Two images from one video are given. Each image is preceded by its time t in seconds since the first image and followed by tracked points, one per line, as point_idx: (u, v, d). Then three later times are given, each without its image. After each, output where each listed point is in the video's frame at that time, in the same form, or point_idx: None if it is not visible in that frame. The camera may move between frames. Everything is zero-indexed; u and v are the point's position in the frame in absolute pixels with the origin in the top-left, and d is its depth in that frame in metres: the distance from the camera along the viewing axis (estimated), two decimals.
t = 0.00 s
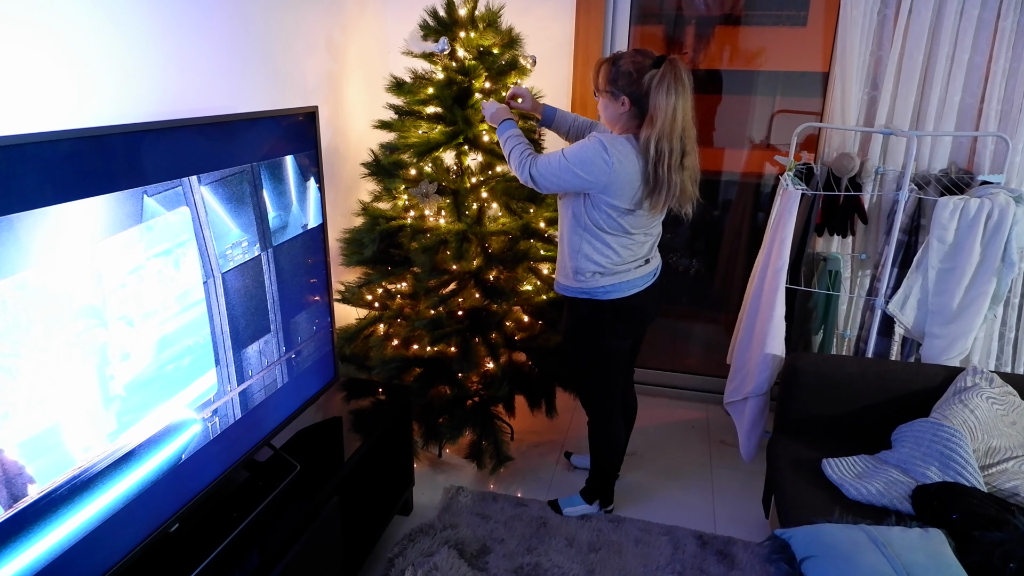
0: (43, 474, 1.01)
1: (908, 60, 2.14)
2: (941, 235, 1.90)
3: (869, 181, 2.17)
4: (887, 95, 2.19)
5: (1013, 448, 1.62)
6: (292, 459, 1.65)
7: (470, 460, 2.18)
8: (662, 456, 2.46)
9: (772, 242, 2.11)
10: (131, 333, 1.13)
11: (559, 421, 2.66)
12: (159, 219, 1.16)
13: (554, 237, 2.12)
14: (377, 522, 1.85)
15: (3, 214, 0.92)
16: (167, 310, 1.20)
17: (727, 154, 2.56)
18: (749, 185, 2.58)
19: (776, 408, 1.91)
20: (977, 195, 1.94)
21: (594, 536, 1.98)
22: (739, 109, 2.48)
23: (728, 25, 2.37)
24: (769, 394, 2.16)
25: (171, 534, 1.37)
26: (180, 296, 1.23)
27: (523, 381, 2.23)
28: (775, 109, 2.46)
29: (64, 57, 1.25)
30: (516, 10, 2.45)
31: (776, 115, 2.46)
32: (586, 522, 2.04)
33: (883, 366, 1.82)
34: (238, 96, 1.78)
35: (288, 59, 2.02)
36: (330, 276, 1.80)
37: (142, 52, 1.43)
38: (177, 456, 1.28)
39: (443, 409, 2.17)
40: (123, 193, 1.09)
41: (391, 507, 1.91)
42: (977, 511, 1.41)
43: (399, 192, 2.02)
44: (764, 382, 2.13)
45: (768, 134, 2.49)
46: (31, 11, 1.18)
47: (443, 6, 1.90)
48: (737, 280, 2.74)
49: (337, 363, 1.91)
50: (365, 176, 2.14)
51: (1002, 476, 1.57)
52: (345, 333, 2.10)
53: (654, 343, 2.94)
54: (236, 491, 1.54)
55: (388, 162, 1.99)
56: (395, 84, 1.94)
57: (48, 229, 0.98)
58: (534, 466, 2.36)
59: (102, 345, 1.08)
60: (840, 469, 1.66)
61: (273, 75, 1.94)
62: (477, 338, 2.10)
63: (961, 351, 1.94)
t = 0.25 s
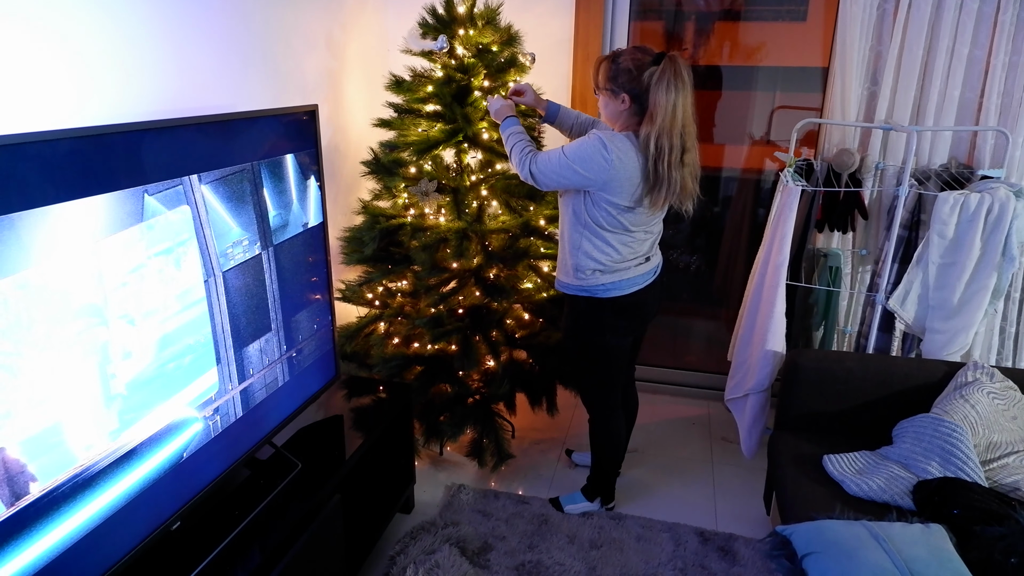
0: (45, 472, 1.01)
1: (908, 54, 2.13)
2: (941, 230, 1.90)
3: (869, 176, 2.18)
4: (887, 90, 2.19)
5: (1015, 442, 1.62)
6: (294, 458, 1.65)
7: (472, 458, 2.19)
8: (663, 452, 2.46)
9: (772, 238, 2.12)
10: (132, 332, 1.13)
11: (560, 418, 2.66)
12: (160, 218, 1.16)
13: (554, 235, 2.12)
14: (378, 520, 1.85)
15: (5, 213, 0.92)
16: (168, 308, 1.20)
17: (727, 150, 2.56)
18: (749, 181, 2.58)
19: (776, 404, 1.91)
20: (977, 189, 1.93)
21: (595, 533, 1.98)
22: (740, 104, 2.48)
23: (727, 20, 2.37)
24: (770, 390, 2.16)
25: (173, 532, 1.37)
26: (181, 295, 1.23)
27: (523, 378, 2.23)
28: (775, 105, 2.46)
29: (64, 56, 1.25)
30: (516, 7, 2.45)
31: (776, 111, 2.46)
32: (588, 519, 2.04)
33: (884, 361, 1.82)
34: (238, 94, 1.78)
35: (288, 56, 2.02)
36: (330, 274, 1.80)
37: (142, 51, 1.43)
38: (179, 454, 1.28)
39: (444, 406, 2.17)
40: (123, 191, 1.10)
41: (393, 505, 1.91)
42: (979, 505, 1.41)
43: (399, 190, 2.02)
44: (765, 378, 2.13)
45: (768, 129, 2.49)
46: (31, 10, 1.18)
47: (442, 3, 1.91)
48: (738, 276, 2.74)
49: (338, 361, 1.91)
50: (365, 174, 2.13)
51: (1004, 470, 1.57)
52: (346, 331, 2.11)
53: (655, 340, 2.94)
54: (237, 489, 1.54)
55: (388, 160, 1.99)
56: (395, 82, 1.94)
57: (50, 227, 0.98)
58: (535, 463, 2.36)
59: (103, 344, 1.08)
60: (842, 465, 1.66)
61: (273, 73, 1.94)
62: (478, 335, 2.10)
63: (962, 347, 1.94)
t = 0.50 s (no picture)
0: (47, 481, 1.01)
1: (908, 64, 2.14)
2: (942, 240, 1.90)
3: (870, 186, 2.18)
4: (887, 100, 2.19)
5: (1018, 453, 1.62)
6: (294, 467, 1.65)
7: (472, 467, 2.18)
8: (664, 462, 2.45)
9: (774, 247, 2.12)
10: (135, 340, 1.13)
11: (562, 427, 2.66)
12: (164, 227, 1.17)
13: (555, 244, 2.12)
14: (379, 530, 1.84)
15: (10, 222, 0.92)
16: (171, 317, 1.20)
17: (728, 159, 2.56)
18: (750, 190, 2.59)
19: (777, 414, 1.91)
20: (977, 199, 1.94)
21: (597, 543, 1.97)
22: (741, 113, 2.49)
23: (728, 29, 2.39)
24: (771, 400, 2.16)
25: (173, 542, 1.36)
26: (183, 303, 1.23)
27: (526, 387, 2.24)
28: (776, 114, 2.46)
29: (69, 65, 1.26)
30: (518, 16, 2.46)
31: (777, 120, 2.47)
32: (589, 529, 2.04)
33: (886, 371, 1.82)
34: (241, 103, 1.79)
35: (291, 65, 2.03)
36: (332, 282, 1.80)
37: (146, 60, 1.44)
38: (180, 463, 1.28)
39: (445, 415, 2.17)
40: (127, 201, 1.10)
41: (394, 514, 1.91)
42: (982, 517, 1.40)
43: (402, 200, 2.03)
44: (766, 388, 2.13)
45: (769, 138, 2.50)
46: (36, 19, 1.19)
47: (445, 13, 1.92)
48: (739, 285, 2.74)
49: (340, 370, 1.91)
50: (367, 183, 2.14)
51: (1007, 482, 1.57)
52: (347, 339, 2.11)
53: (656, 348, 2.94)
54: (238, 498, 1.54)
55: (391, 169, 2.00)
56: (398, 91, 1.95)
57: (54, 237, 0.98)
58: (536, 472, 2.35)
59: (106, 352, 1.08)
60: (844, 477, 1.65)
61: (276, 81, 1.95)
62: (479, 344, 2.08)
63: (964, 357, 1.94)
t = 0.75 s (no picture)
0: (48, 486, 1.01)
1: (909, 70, 2.14)
2: (944, 246, 1.90)
3: (871, 192, 2.19)
4: (888, 106, 2.20)
5: (1020, 459, 1.61)
6: (295, 472, 1.65)
7: (474, 472, 2.18)
8: (666, 467, 2.45)
9: (775, 253, 2.12)
10: (137, 346, 1.13)
11: (563, 433, 2.65)
12: (166, 232, 1.17)
13: (557, 250, 2.13)
14: (380, 535, 1.84)
15: (12, 228, 0.93)
16: (173, 323, 1.21)
17: (730, 164, 2.57)
18: (752, 195, 2.59)
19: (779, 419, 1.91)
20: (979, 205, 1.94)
21: (598, 549, 1.97)
22: (742, 119, 2.49)
23: (729, 35, 2.39)
24: (773, 405, 2.16)
25: (174, 547, 1.36)
26: (185, 309, 1.23)
27: (527, 393, 2.23)
28: (777, 120, 2.47)
29: (71, 71, 1.27)
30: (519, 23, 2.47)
31: (778, 126, 2.47)
32: (591, 534, 2.03)
33: (888, 377, 1.81)
34: (243, 108, 1.80)
35: (293, 71, 2.04)
36: (334, 287, 1.81)
37: (149, 66, 1.45)
38: (181, 468, 1.28)
39: (447, 420, 2.17)
40: (130, 207, 1.11)
41: (395, 519, 1.91)
42: (985, 523, 1.40)
43: (403, 205, 2.04)
44: (768, 394, 2.13)
45: (770, 144, 2.50)
46: (40, 26, 1.19)
47: (447, 20, 1.93)
48: (741, 290, 2.74)
49: (341, 375, 1.92)
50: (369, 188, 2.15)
51: (1009, 488, 1.57)
52: (349, 344, 2.11)
53: (658, 354, 2.93)
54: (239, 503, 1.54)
55: (393, 174, 2.00)
56: (400, 97, 1.95)
57: (56, 242, 0.99)
58: (538, 478, 2.35)
59: (108, 358, 1.08)
60: (846, 482, 1.65)
61: (278, 86, 1.96)
62: (481, 349, 2.09)
63: (966, 363, 1.93)
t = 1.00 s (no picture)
0: (44, 499, 1.01)
1: (905, 78, 2.15)
2: (942, 254, 1.90)
3: (867, 200, 2.20)
4: (885, 114, 2.21)
5: (1020, 467, 1.61)
6: (293, 483, 1.64)
7: (473, 482, 2.17)
8: (665, 476, 2.44)
9: (773, 261, 2.12)
10: (134, 357, 1.13)
11: (562, 442, 2.65)
12: (164, 243, 1.17)
13: (555, 258, 2.12)
14: (378, 546, 1.83)
15: (10, 240, 0.93)
16: (170, 334, 1.20)
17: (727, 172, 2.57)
18: (750, 203, 2.59)
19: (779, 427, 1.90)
20: (976, 213, 1.94)
21: (598, 559, 1.96)
22: (739, 126, 2.50)
23: (726, 43, 2.40)
24: (772, 413, 2.15)
25: (171, 560, 1.35)
26: (183, 320, 1.23)
27: (526, 402, 2.22)
28: (774, 128, 2.48)
29: (71, 83, 1.27)
30: (517, 32, 2.48)
31: (775, 134, 2.48)
32: (590, 545, 2.02)
33: (887, 385, 1.81)
34: (242, 118, 1.80)
35: (292, 80, 2.04)
36: (333, 296, 1.80)
37: (147, 76, 1.45)
38: (178, 480, 1.27)
39: (445, 429, 2.16)
40: (127, 218, 1.10)
41: (393, 530, 1.90)
42: (984, 532, 1.40)
43: (402, 215, 2.05)
44: (767, 402, 2.12)
45: (767, 152, 2.51)
46: (39, 37, 1.20)
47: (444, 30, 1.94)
48: (739, 298, 2.74)
49: (339, 385, 1.91)
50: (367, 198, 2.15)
51: (1009, 496, 1.57)
52: (347, 353, 2.11)
53: (657, 362, 2.93)
54: (236, 515, 1.53)
55: (391, 184, 2.00)
56: (398, 107, 1.96)
57: (54, 254, 0.98)
58: (537, 487, 2.34)
59: (105, 369, 1.08)
60: (846, 491, 1.64)
61: (277, 96, 1.96)
62: (479, 358, 2.10)
63: (964, 370, 1.93)
